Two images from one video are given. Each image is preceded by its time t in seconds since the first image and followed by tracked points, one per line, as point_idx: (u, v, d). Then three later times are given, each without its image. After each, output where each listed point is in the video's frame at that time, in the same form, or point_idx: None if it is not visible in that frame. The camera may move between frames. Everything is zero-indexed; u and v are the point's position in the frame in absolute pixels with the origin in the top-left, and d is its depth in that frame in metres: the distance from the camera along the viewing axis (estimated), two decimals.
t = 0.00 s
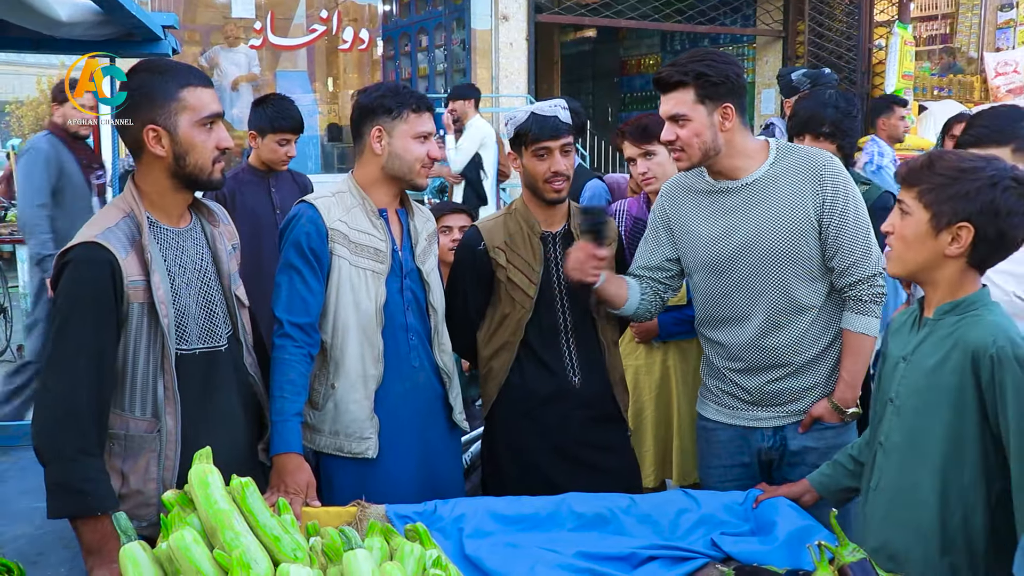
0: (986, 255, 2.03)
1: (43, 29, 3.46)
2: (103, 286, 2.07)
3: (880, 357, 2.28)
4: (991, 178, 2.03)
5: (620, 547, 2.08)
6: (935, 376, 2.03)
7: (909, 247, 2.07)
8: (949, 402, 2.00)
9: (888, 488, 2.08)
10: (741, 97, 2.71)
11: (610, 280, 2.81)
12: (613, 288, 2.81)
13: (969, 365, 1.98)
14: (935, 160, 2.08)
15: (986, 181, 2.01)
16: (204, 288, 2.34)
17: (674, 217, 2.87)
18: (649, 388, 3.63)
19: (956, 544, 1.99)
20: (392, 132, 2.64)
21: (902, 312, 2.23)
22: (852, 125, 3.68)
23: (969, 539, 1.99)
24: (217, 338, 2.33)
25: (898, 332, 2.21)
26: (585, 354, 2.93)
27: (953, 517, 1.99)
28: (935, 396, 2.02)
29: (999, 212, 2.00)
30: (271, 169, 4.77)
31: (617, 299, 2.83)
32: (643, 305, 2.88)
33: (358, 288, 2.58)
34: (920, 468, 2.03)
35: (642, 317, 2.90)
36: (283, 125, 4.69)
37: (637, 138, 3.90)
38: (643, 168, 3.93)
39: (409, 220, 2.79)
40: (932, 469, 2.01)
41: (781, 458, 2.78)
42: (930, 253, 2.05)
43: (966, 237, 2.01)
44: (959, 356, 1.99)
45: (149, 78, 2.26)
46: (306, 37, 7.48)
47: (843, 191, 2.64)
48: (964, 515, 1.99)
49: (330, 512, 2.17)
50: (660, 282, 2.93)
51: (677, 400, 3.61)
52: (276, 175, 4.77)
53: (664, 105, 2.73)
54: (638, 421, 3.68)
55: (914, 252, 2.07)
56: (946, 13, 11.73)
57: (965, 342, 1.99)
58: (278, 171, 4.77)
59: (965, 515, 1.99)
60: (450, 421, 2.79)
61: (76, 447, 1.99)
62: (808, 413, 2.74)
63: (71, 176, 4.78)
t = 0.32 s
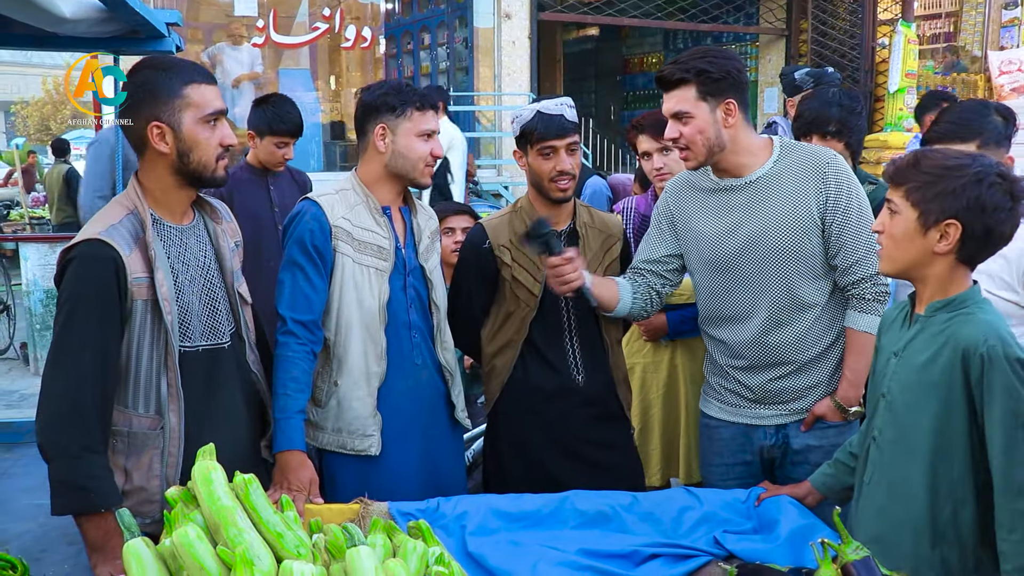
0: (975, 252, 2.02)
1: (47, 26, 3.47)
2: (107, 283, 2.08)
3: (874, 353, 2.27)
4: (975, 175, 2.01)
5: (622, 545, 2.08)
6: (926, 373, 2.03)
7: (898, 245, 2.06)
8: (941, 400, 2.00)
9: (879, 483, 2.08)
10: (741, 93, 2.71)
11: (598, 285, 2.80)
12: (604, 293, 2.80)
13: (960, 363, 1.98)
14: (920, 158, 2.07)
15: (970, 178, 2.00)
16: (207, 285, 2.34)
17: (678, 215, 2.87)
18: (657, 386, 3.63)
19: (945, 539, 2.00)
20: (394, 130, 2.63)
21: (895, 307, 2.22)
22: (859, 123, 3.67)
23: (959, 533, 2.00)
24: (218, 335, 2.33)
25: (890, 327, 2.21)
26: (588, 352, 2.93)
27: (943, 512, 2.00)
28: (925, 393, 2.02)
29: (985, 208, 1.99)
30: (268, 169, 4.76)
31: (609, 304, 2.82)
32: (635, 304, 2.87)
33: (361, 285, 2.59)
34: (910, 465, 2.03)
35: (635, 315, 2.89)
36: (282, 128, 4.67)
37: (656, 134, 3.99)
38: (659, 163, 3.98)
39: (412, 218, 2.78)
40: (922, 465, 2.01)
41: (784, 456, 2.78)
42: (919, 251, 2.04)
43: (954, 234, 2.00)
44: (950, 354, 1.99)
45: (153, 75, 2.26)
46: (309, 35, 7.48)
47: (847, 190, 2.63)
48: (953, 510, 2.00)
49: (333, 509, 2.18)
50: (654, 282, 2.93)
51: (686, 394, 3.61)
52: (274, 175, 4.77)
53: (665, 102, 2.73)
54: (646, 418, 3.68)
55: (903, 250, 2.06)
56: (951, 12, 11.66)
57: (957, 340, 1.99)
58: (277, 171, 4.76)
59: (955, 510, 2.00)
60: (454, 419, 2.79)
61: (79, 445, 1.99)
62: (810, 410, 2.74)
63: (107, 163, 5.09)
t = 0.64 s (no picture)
0: (979, 249, 2.01)
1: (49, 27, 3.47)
2: (108, 283, 2.08)
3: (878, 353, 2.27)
4: (978, 171, 2.00)
5: (623, 543, 2.08)
6: (930, 372, 2.02)
7: (900, 243, 2.06)
8: (944, 400, 1.99)
9: (882, 484, 2.08)
10: (740, 92, 2.71)
11: (579, 288, 2.81)
12: (586, 295, 2.81)
13: (963, 363, 1.97)
14: (922, 154, 2.06)
15: (972, 174, 1.99)
16: (207, 285, 2.34)
17: (679, 215, 2.86)
18: (663, 382, 3.63)
19: (946, 541, 1.99)
20: (392, 130, 2.63)
21: (901, 307, 2.22)
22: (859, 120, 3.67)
23: (961, 536, 1.99)
24: (218, 335, 2.33)
25: (896, 327, 2.21)
26: (589, 351, 2.93)
27: (944, 514, 1.99)
28: (928, 393, 2.02)
29: (989, 203, 1.98)
30: (265, 169, 4.76)
31: (593, 304, 2.83)
32: (622, 305, 2.86)
33: (361, 284, 2.59)
34: (913, 465, 2.03)
35: (623, 316, 2.88)
36: (281, 130, 4.65)
37: (655, 133, 3.99)
38: (660, 162, 4.04)
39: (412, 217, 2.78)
40: (925, 465, 2.01)
41: (786, 455, 2.78)
42: (921, 249, 2.04)
43: (957, 231, 2.00)
44: (954, 354, 1.99)
45: (153, 75, 2.26)
46: (310, 35, 7.47)
47: (848, 189, 2.63)
48: (955, 513, 1.99)
49: (334, 508, 2.18)
50: (644, 281, 2.92)
51: (690, 393, 3.62)
52: (272, 175, 4.77)
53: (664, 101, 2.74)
54: (649, 417, 3.68)
55: (906, 248, 2.06)
56: (951, 9, 11.62)
57: (960, 340, 1.98)
58: (275, 171, 4.77)
59: (958, 512, 1.99)
60: (456, 418, 2.80)
61: (80, 444, 1.99)
62: (811, 408, 2.74)
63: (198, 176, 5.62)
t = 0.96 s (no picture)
0: (988, 251, 1.99)
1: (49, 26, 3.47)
2: (108, 282, 2.08)
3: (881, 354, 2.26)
4: (989, 172, 1.98)
5: (622, 543, 2.08)
6: (936, 377, 2.01)
7: (908, 244, 2.05)
8: (950, 405, 1.98)
9: (884, 488, 2.07)
10: (741, 88, 2.71)
11: (575, 284, 2.82)
12: (582, 291, 2.82)
13: (970, 368, 1.96)
14: (931, 154, 2.05)
15: (982, 174, 1.97)
16: (207, 284, 2.34)
17: (677, 212, 2.86)
18: (662, 381, 3.63)
19: (948, 548, 1.98)
20: (390, 132, 2.64)
21: (906, 309, 2.21)
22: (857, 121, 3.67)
23: (963, 542, 1.97)
24: (217, 335, 2.33)
25: (902, 329, 2.19)
26: (588, 351, 2.93)
27: (947, 520, 1.98)
28: (933, 397, 2.01)
29: (999, 204, 1.97)
30: (266, 168, 4.75)
31: (590, 300, 2.83)
32: (620, 301, 2.86)
33: (359, 284, 2.59)
34: (917, 469, 2.02)
35: (621, 312, 2.88)
36: (282, 129, 4.63)
37: (651, 133, 3.99)
38: (655, 163, 4.05)
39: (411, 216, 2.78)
40: (928, 469, 2.00)
41: (783, 453, 2.78)
42: (928, 250, 2.03)
43: (966, 233, 1.98)
44: (961, 359, 1.97)
45: (153, 75, 2.26)
46: (310, 34, 7.47)
47: (847, 188, 2.63)
48: (958, 520, 1.97)
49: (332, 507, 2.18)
50: (642, 278, 2.92)
51: (688, 392, 3.62)
52: (273, 174, 4.78)
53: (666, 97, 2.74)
54: (648, 416, 3.68)
55: (914, 249, 2.05)
56: (951, 9, 11.61)
57: (968, 346, 1.97)
58: (274, 171, 4.76)
59: (959, 516, 1.97)
60: (455, 417, 2.80)
61: (79, 443, 1.99)
62: (807, 407, 2.74)
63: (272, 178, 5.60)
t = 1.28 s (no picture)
0: (997, 253, 1.98)
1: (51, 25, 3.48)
2: (109, 281, 2.08)
3: (888, 354, 2.24)
4: (1000, 173, 1.96)
5: (624, 542, 2.08)
6: (946, 381, 1.98)
7: (917, 245, 2.03)
8: (959, 410, 1.95)
9: (892, 491, 2.05)
10: (740, 87, 2.71)
11: (574, 284, 2.82)
12: (580, 290, 2.82)
13: (979, 373, 1.93)
14: (943, 153, 2.04)
15: (994, 175, 1.95)
16: (208, 283, 2.34)
17: (676, 211, 2.85)
18: (660, 381, 3.63)
19: (955, 553, 1.96)
20: (391, 130, 2.64)
21: (914, 310, 2.19)
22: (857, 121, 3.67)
23: (970, 547, 1.95)
24: (219, 334, 2.33)
25: (909, 330, 2.17)
26: (589, 350, 2.94)
27: (953, 525, 1.95)
28: (941, 401, 1.98)
29: (1010, 206, 1.95)
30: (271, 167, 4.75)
31: (588, 299, 2.84)
32: (618, 300, 2.86)
33: (360, 283, 2.59)
34: (925, 474, 2.00)
35: (618, 310, 2.88)
36: (287, 127, 4.67)
37: (649, 132, 3.99)
38: (654, 163, 4.05)
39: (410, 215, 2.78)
40: (935, 474, 1.98)
41: (783, 453, 2.78)
42: (937, 252, 2.01)
43: (976, 235, 1.96)
44: (971, 364, 1.95)
45: (155, 74, 2.26)
46: (310, 34, 7.47)
47: (846, 187, 2.63)
48: (965, 525, 1.95)
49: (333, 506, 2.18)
50: (641, 277, 2.92)
51: (688, 392, 3.62)
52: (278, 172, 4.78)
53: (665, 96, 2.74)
54: (648, 416, 3.68)
55: (922, 250, 2.03)
56: (951, 9, 11.60)
57: (979, 351, 1.94)
58: (278, 169, 4.76)
59: (966, 521, 1.95)
60: (456, 417, 2.80)
61: (81, 442, 2.00)
62: (806, 407, 2.73)
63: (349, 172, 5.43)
